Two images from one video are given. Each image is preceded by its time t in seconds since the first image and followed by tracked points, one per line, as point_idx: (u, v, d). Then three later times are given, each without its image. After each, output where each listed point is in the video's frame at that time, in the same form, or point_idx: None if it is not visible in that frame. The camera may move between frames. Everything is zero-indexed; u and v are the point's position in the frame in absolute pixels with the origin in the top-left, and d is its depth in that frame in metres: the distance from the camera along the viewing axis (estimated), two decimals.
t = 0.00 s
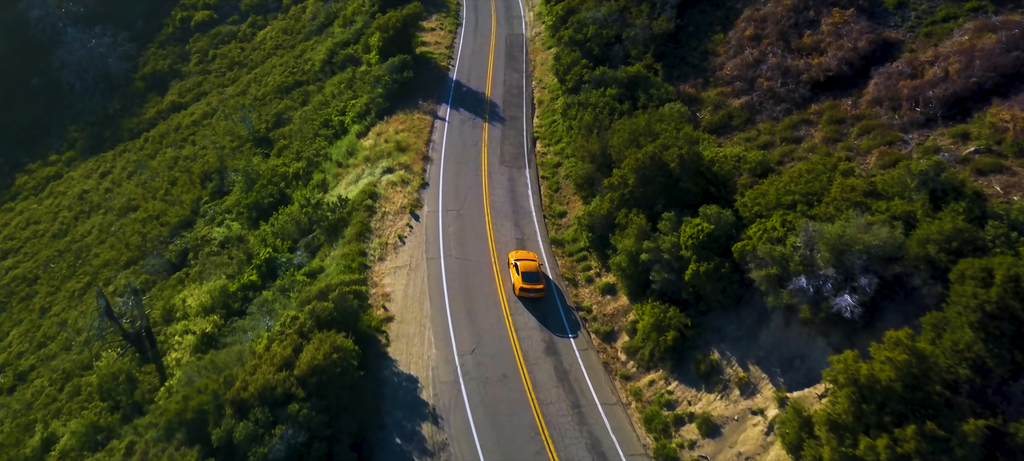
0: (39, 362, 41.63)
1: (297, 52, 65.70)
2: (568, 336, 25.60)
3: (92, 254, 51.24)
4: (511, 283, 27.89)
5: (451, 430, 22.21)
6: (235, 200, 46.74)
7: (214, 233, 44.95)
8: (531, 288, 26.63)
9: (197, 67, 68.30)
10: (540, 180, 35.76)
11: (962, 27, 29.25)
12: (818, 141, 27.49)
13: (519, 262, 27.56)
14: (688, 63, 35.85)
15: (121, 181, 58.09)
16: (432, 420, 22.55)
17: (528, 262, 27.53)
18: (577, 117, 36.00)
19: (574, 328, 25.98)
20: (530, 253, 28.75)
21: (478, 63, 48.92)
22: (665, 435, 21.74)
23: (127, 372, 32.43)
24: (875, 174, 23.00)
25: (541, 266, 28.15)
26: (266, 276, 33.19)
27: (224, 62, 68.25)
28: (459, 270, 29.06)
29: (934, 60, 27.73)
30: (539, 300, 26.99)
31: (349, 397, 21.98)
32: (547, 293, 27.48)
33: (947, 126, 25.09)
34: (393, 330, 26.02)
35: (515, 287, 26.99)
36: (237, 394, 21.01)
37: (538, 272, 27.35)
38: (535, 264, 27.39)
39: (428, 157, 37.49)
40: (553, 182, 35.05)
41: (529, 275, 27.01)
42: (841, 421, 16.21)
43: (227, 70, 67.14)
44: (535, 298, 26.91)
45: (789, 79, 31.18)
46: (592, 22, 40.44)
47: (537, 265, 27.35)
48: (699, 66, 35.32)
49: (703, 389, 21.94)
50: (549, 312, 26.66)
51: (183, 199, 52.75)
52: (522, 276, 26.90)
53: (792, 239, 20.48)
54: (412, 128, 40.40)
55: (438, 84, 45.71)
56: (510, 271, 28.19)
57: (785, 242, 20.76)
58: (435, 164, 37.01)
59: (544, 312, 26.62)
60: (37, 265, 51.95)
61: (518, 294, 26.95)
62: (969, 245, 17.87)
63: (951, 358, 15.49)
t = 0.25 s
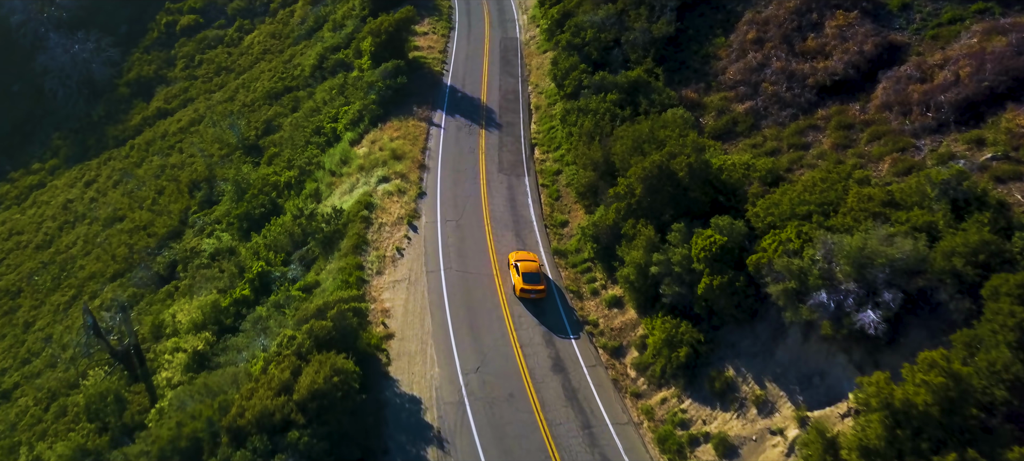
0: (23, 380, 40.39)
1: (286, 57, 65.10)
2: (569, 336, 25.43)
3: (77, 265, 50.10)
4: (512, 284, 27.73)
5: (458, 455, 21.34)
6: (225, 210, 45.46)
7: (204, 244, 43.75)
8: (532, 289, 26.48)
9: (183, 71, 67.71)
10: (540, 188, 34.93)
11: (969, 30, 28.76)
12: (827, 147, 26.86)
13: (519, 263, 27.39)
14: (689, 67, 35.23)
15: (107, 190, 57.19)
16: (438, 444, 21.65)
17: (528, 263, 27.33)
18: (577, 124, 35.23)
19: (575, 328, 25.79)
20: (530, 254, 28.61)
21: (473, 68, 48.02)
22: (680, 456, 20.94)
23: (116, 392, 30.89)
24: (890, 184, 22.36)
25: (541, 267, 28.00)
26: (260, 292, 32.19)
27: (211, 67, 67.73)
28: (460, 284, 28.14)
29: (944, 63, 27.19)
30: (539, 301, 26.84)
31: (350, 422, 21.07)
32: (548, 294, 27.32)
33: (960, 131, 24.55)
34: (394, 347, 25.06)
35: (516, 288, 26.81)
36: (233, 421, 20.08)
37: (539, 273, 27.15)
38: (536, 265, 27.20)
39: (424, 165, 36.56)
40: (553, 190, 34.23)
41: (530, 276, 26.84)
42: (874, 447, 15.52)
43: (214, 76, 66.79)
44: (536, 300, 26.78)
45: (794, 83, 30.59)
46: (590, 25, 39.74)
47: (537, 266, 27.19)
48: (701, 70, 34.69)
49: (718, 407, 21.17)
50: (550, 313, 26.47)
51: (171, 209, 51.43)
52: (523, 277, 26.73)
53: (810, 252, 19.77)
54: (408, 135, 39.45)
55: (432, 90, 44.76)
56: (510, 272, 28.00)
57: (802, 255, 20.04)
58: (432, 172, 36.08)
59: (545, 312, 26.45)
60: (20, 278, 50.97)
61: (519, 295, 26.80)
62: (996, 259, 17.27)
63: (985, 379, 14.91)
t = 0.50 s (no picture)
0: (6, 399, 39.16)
1: (275, 63, 64.64)
2: (570, 338, 25.22)
3: (62, 277, 49.19)
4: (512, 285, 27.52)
5: None
6: (214, 221, 44.25)
7: (193, 256, 42.60)
8: (532, 291, 26.26)
9: (169, 78, 67.73)
10: (541, 197, 34.06)
11: (978, 32, 28.26)
12: (838, 154, 26.23)
13: (520, 264, 27.11)
14: (691, 72, 34.60)
15: (92, 199, 56.73)
16: None
17: (529, 264, 27.07)
18: (578, 130, 34.43)
19: (577, 329, 25.56)
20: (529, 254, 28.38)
21: (467, 73, 47.11)
22: None
23: (104, 413, 29.85)
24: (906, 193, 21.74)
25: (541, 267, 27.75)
26: (254, 309, 31.06)
27: (197, 73, 67.53)
28: (462, 298, 27.19)
29: (954, 66, 26.65)
30: (540, 302, 26.64)
31: (353, 449, 20.17)
32: (549, 295, 27.10)
33: (975, 137, 23.95)
34: (396, 367, 24.10)
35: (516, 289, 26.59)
36: (230, 451, 19.13)
37: (540, 274, 26.90)
38: (536, 266, 26.95)
39: (421, 174, 35.64)
40: (554, 198, 33.39)
41: (531, 277, 26.61)
42: None
43: (201, 82, 66.68)
44: (537, 301, 26.57)
45: (800, 88, 29.98)
46: (588, 29, 39.00)
47: (538, 267, 26.92)
48: (703, 74, 34.06)
49: (735, 427, 20.39)
50: (551, 314, 26.27)
51: (158, 219, 50.20)
52: (524, 278, 26.51)
53: (830, 265, 19.04)
54: (403, 143, 38.49)
55: (427, 96, 43.79)
56: (510, 274, 27.76)
57: (822, 269, 19.32)
58: (429, 181, 35.12)
59: (546, 314, 26.24)
60: (4, 291, 50.47)
61: (520, 296, 26.59)
62: None
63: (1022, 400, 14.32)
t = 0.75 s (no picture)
0: None
1: (264, 68, 63.78)
2: (572, 339, 25.03)
3: (46, 291, 48.12)
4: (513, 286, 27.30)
5: None
6: (204, 232, 42.96)
7: (183, 269, 41.39)
8: (533, 292, 26.05)
9: (155, 83, 67.14)
10: (542, 206, 33.20)
11: (987, 35, 27.78)
12: (849, 161, 25.61)
13: (520, 265, 26.85)
14: (693, 76, 33.97)
15: (76, 209, 55.77)
16: None
17: (529, 265, 26.81)
18: (578, 137, 33.62)
19: (579, 332, 25.32)
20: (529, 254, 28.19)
21: (462, 79, 46.19)
22: None
23: (92, 437, 29.28)
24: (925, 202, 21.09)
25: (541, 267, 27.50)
26: (248, 327, 30.00)
27: (183, 78, 66.94)
28: (464, 314, 26.20)
29: (966, 70, 26.13)
30: (541, 303, 26.43)
31: None
32: (549, 296, 26.89)
33: (991, 143, 23.38)
34: (398, 389, 23.11)
35: (517, 290, 26.38)
36: None
37: (541, 275, 26.67)
38: (537, 267, 26.72)
39: (418, 184, 34.66)
40: (556, 208, 32.54)
41: (532, 278, 26.39)
42: None
43: (187, 88, 66.01)
44: (538, 302, 26.37)
45: (807, 93, 29.37)
46: (587, 33, 38.28)
47: (539, 269, 26.67)
48: (706, 79, 33.43)
49: (754, 448, 19.64)
50: (552, 315, 26.08)
51: (145, 231, 48.86)
52: (525, 279, 26.29)
53: (853, 280, 18.30)
54: (398, 151, 37.47)
55: (422, 102, 42.79)
56: (511, 275, 27.53)
57: (844, 284, 18.58)
58: (427, 192, 34.14)
59: (547, 315, 26.05)
60: None
61: (521, 297, 26.37)
62: None
63: None
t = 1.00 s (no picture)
0: None
1: (252, 74, 62.67)
2: (574, 340, 24.82)
3: (30, 305, 46.92)
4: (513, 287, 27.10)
5: None
6: (194, 245, 41.67)
7: (172, 283, 40.17)
8: (535, 293, 25.85)
9: (140, 89, 66.07)
10: (543, 215, 32.34)
11: (998, 38, 27.28)
12: (863, 169, 24.98)
13: (521, 266, 26.62)
14: (696, 81, 33.30)
15: (61, 220, 54.57)
16: None
17: (530, 265, 26.61)
18: (580, 145, 32.79)
19: (581, 333, 25.09)
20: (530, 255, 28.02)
21: (458, 85, 45.28)
22: None
23: None
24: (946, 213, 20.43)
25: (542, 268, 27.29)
26: (242, 346, 28.91)
27: (170, 84, 65.88)
28: (468, 330, 25.26)
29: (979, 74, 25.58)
30: (542, 304, 26.23)
31: None
32: (551, 297, 26.70)
33: (1009, 150, 22.80)
34: (402, 412, 22.16)
35: (518, 291, 26.18)
36: None
37: (542, 276, 26.47)
38: (538, 268, 26.52)
39: (416, 194, 33.71)
40: (558, 217, 31.66)
41: (533, 280, 26.19)
42: None
43: (174, 94, 64.98)
44: (539, 303, 26.16)
45: (816, 98, 28.75)
46: (586, 37, 37.53)
47: (540, 270, 26.47)
48: (710, 84, 32.78)
49: None
50: (554, 316, 25.89)
51: (132, 242, 47.54)
52: (526, 280, 26.09)
53: (879, 296, 17.56)
54: (394, 160, 36.48)
55: (417, 109, 41.81)
56: (511, 275, 27.33)
57: (869, 300, 17.84)
58: (425, 202, 33.19)
59: (548, 316, 25.85)
60: None
61: (522, 298, 26.16)
62: None
63: None
